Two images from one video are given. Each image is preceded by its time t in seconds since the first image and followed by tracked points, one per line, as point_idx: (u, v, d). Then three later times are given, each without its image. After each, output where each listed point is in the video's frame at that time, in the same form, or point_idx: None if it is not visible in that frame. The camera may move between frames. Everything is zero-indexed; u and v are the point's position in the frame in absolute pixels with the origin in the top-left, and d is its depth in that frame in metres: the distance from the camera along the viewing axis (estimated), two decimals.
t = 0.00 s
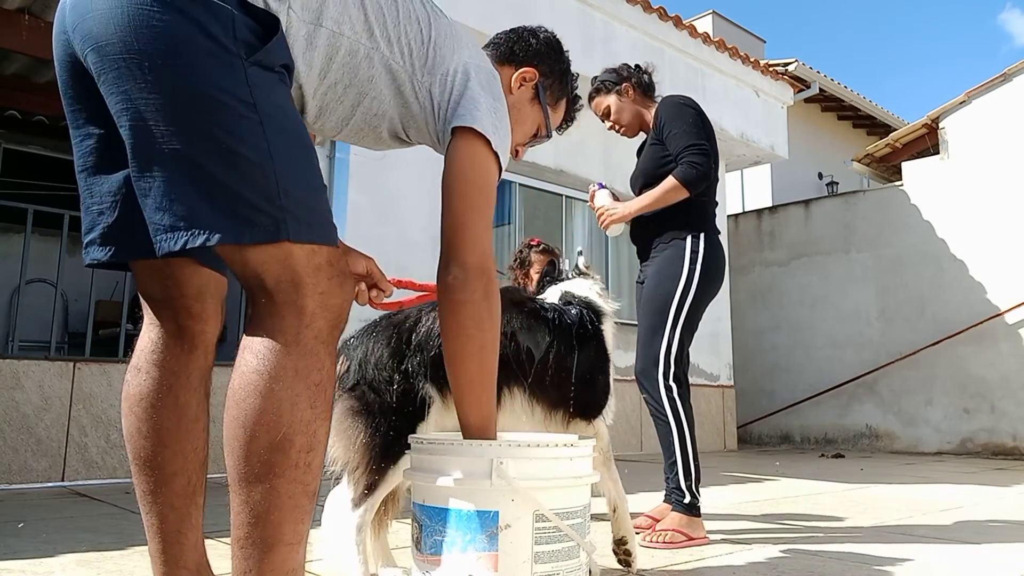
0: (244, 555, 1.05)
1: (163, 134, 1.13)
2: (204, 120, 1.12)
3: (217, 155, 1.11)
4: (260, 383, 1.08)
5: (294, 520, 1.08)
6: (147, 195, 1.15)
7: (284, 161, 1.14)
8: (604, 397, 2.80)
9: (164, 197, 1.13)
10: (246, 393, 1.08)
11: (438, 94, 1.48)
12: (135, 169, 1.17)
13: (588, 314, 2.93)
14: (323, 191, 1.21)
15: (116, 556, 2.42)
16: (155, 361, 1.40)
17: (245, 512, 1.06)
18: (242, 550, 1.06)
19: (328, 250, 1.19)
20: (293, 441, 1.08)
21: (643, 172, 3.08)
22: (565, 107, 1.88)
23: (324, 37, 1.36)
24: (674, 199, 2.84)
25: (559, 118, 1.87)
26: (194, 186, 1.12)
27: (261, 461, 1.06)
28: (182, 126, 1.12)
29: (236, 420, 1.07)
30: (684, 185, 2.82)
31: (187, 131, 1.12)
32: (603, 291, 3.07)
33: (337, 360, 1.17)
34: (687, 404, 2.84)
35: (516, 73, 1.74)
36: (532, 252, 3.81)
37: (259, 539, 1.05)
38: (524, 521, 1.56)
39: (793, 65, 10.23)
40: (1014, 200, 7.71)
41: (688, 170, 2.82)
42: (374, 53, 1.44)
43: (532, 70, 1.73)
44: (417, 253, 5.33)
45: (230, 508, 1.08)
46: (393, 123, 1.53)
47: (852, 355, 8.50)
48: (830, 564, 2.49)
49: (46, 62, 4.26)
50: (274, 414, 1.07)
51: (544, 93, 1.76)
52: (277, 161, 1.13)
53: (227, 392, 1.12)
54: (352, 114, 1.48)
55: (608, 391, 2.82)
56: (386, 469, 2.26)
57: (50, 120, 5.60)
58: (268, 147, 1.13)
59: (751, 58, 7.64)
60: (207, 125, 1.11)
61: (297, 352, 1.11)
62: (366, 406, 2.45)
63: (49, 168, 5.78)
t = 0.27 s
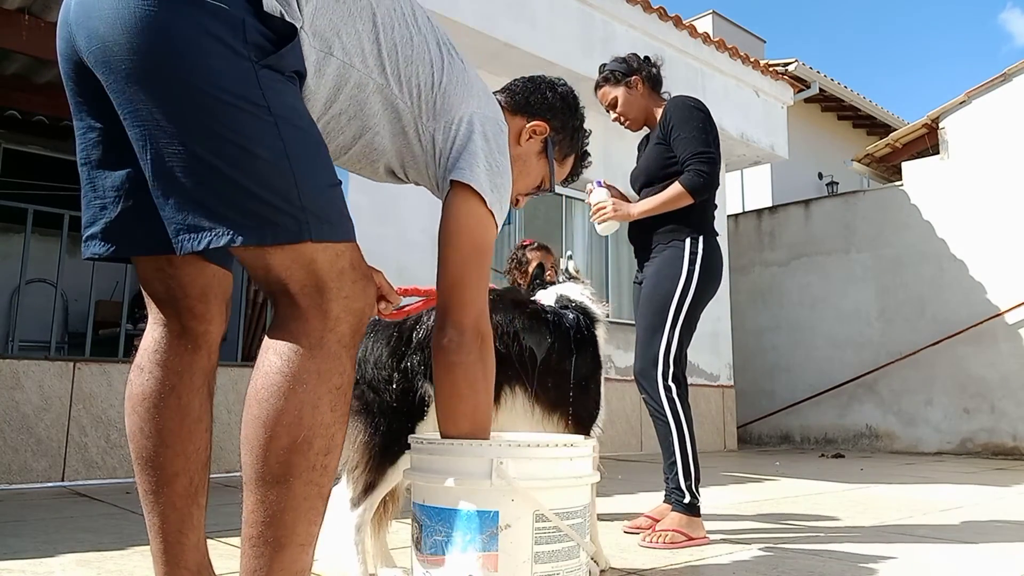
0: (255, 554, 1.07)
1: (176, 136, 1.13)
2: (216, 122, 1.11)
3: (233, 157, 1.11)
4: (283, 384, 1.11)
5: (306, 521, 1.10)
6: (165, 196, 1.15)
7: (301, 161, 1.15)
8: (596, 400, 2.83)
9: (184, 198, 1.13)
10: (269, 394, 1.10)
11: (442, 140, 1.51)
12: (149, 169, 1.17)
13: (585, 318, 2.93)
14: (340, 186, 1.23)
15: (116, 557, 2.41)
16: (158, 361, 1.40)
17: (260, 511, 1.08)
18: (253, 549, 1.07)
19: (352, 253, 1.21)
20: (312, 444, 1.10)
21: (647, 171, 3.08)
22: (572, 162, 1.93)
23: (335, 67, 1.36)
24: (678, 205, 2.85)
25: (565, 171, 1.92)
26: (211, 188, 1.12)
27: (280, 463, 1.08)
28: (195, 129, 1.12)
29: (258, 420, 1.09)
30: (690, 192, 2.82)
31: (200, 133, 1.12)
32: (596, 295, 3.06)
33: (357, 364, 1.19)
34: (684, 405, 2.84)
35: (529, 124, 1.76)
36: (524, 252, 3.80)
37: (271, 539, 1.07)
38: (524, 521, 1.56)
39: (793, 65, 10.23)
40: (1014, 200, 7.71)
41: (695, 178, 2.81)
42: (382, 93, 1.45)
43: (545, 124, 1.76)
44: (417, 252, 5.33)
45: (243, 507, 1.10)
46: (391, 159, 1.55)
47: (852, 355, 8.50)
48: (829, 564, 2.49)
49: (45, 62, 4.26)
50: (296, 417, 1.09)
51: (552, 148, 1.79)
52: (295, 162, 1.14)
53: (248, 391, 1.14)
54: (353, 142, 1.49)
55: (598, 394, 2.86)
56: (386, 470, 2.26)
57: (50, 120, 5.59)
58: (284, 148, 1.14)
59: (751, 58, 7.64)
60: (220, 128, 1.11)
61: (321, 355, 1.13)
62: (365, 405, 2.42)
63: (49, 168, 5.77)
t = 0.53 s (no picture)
0: (260, 554, 1.07)
1: (186, 141, 1.13)
2: (226, 127, 1.11)
3: (244, 161, 1.11)
4: (294, 386, 1.11)
5: (313, 522, 1.09)
6: (175, 200, 1.15)
7: (312, 166, 1.15)
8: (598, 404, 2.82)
9: (194, 204, 1.13)
10: (279, 395, 1.10)
11: (452, 147, 1.51)
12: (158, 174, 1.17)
13: (585, 320, 2.91)
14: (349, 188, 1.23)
15: (116, 556, 2.41)
16: (161, 360, 1.40)
17: (267, 512, 1.08)
18: (259, 549, 1.07)
19: (365, 256, 1.21)
20: (321, 446, 1.10)
21: (647, 170, 3.08)
22: (575, 153, 1.93)
23: (346, 75, 1.36)
24: (678, 207, 2.85)
25: (569, 162, 1.93)
26: (223, 193, 1.12)
27: (289, 464, 1.08)
28: (205, 133, 1.12)
29: (269, 420, 1.09)
30: (690, 194, 2.82)
31: (210, 138, 1.12)
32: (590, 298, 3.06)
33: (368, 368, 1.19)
34: (683, 405, 2.84)
35: (533, 121, 1.75)
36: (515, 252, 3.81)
37: (277, 540, 1.07)
38: (524, 521, 1.56)
39: (793, 65, 10.23)
40: (1014, 200, 7.71)
41: (696, 180, 2.81)
42: (392, 101, 1.45)
43: (549, 120, 1.76)
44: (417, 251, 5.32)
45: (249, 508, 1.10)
46: (398, 163, 1.57)
47: (853, 355, 8.50)
48: (829, 564, 2.49)
49: (46, 62, 4.26)
50: (306, 419, 1.10)
51: (557, 143, 1.79)
52: (307, 167, 1.14)
53: (258, 392, 1.14)
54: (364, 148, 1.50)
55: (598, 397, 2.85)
56: (391, 469, 2.25)
57: (50, 120, 5.59)
58: (295, 153, 1.14)
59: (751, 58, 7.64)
60: (231, 132, 1.11)
61: (333, 358, 1.14)
62: (372, 403, 2.43)
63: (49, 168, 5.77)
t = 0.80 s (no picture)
0: (256, 559, 1.08)
1: (183, 135, 1.13)
2: (225, 120, 1.11)
3: (242, 156, 1.12)
4: (288, 388, 1.11)
5: (309, 526, 1.10)
6: (170, 196, 1.15)
7: (311, 160, 1.15)
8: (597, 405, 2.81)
9: (187, 199, 1.13)
10: (272, 398, 1.11)
11: (459, 111, 1.49)
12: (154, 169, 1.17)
13: (585, 324, 2.89)
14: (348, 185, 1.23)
15: (116, 557, 2.41)
16: (162, 361, 1.40)
17: (262, 517, 1.08)
18: (254, 554, 1.08)
19: (359, 254, 1.21)
20: (316, 449, 1.10)
21: (646, 169, 3.08)
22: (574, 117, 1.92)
23: (349, 46, 1.36)
24: (675, 205, 2.85)
25: (570, 127, 1.91)
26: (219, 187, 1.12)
27: (283, 468, 1.08)
28: (204, 126, 1.12)
29: (262, 425, 1.10)
30: (688, 193, 2.82)
31: (209, 132, 1.12)
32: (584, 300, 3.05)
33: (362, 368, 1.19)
34: (683, 405, 2.84)
35: (532, 85, 1.76)
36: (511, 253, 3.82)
37: (272, 544, 1.08)
38: (524, 521, 1.56)
39: (793, 65, 10.23)
40: (1014, 199, 7.71)
41: (694, 179, 2.82)
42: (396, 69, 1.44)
43: (548, 82, 1.76)
44: (417, 252, 5.33)
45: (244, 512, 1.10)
46: (406, 137, 1.54)
47: (852, 355, 8.50)
48: (829, 563, 2.49)
49: (46, 62, 4.26)
50: (299, 422, 1.10)
51: (557, 106, 1.80)
52: (305, 162, 1.14)
53: (250, 395, 1.14)
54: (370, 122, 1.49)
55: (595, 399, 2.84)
56: (391, 470, 2.23)
57: (50, 120, 5.59)
58: (295, 147, 1.14)
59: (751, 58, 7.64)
60: (229, 125, 1.11)
61: (326, 360, 1.14)
62: (376, 404, 2.40)
63: (49, 168, 5.77)
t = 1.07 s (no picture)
0: (251, 563, 1.08)
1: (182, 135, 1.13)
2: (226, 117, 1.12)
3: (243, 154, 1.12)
4: (276, 392, 1.11)
5: (302, 529, 1.10)
6: (167, 197, 1.15)
7: (310, 160, 1.15)
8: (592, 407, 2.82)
9: (184, 200, 1.12)
10: (261, 402, 1.11)
11: (459, 35, 1.43)
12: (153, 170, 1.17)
13: (580, 325, 2.89)
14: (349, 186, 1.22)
15: (116, 557, 2.41)
16: (153, 366, 1.40)
17: (254, 521, 1.08)
18: (248, 558, 1.08)
19: (349, 253, 1.20)
20: (306, 452, 1.10)
21: (646, 170, 3.07)
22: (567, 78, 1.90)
23: None
24: (674, 203, 2.85)
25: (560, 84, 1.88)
26: (216, 186, 1.11)
27: (273, 471, 1.08)
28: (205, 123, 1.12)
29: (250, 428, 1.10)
30: (688, 192, 2.83)
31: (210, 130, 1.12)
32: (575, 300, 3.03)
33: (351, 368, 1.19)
34: (682, 406, 2.84)
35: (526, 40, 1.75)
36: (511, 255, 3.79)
37: (266, 548, 1.08)
38: (523, 521, 1.56)
39: (793, 65, 10.23)
40: (1014, 199, 7.71)
41: (695, 177, 2.82)
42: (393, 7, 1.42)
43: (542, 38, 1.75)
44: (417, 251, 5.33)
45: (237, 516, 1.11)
46: (417, 80, 1.48)
47: (852, 355, 8.50)
48: (830, 563, 2.49)
49: (45, 63, 4.26)
50: (288, 425, 1.10)
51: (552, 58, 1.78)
52: (305, 161, 1.14)
53: (240, 399, 1.15)
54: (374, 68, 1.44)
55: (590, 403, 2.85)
56: (394, 471, 2.24)
57: (51, 120, 5.59)
58: (295, 145, 1.14)
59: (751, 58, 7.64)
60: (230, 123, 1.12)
61: (313, 362, 1.14)
62: (380, 405, 2.41)
63: (49, 168, 5.77)
